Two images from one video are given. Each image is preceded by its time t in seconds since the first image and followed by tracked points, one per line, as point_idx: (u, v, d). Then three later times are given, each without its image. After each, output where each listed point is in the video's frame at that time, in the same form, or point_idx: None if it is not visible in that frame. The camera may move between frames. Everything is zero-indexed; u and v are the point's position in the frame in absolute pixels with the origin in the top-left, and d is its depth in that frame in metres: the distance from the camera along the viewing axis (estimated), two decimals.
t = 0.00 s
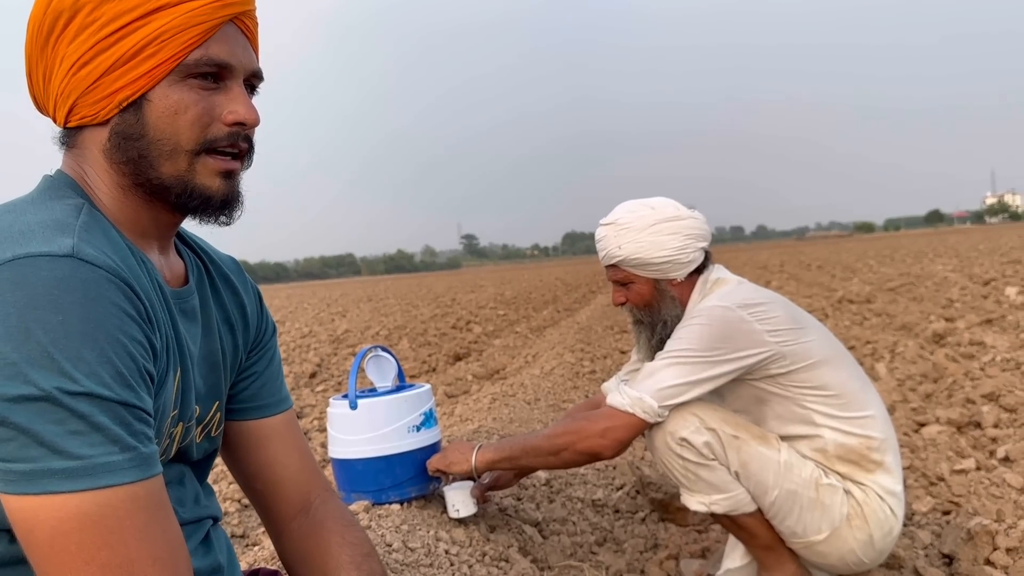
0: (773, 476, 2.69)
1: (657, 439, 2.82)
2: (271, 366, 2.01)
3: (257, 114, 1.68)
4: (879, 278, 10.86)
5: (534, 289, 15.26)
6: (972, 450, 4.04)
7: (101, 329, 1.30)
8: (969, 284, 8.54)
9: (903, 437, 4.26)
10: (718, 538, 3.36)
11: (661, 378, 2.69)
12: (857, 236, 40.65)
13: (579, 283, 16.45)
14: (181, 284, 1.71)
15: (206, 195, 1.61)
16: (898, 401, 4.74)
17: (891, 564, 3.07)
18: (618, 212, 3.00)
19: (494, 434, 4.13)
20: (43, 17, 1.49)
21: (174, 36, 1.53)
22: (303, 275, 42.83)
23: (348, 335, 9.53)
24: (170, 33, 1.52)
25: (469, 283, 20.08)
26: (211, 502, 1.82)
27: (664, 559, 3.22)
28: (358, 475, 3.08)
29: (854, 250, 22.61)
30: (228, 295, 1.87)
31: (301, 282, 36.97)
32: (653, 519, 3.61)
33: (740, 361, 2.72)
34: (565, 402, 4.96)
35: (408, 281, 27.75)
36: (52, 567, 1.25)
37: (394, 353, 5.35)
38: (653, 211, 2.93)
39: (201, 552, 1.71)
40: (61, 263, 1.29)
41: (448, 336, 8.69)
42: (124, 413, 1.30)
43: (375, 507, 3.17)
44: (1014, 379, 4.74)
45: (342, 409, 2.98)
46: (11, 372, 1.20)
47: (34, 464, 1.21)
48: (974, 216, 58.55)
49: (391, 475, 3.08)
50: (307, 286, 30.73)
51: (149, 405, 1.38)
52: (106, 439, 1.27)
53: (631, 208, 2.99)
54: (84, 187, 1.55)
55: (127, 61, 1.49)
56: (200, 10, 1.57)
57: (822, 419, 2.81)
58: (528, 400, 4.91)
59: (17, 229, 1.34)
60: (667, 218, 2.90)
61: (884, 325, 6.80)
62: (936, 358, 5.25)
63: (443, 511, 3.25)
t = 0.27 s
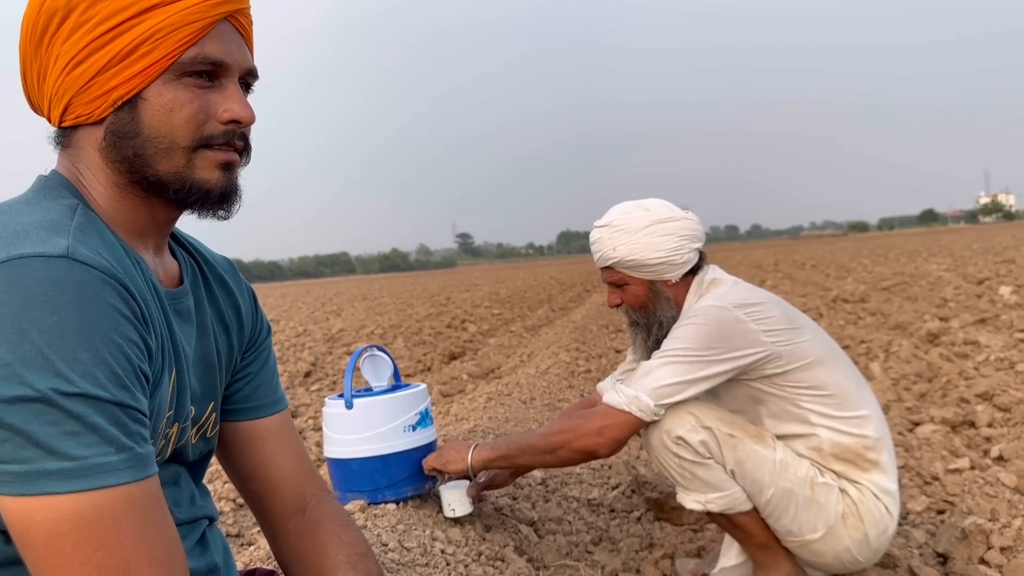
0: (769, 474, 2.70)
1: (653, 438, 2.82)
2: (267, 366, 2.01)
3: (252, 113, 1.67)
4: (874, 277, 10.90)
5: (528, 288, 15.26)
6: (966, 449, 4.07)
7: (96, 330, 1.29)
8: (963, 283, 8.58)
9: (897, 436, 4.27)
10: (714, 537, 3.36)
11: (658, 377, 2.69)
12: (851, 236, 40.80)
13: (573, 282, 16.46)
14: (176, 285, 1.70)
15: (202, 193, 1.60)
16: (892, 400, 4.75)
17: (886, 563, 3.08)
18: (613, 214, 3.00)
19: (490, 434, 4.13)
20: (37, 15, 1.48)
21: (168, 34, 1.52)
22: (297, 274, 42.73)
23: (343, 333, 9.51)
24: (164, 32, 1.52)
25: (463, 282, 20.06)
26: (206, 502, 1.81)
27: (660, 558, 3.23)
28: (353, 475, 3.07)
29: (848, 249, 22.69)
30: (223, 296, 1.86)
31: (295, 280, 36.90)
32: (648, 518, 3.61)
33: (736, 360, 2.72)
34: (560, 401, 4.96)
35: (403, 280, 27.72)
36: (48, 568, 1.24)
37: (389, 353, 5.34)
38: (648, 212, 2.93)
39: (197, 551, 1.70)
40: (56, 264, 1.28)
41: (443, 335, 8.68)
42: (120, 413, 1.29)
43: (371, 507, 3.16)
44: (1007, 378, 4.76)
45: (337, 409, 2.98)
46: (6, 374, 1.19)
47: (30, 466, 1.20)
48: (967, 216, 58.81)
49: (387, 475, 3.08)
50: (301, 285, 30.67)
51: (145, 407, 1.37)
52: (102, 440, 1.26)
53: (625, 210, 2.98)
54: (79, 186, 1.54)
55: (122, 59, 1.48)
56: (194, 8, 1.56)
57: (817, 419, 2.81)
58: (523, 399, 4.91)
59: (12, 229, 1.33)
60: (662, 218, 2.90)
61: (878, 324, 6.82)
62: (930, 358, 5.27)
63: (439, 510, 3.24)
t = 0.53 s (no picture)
0: (765, 473, 2.69)
1: (648, 436, 2.81)
2: (259, 366, 1.99)
3: (248, 110, 1.67)
4: (867, 276, 10.92)
5: (523, 287, 15.25)
6: (960, 448, 4.08)
7: (85, 331, 1.28)
8: (957, 282, 8.60)
9: (891, 434, 4.28)
10: (708, 536, 3.36)
11: (655, 376, 2.68)
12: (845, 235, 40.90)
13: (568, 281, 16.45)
14: (166, 285, 1.68)
15: (198, 192, 1.59)
16: (887, 399, 4.76)
17: (881, 562, 3.08)
18: (608, 213, 2.99)
19: (485, 433, 4.12)
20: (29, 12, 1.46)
21: (165, 32, 1.51)
22: (291, 273, 42.62)
23: (337, 333, 9.48)
24: (161, 29, 1.51)
25: (457, 281, 20.02)
26: (198, 502, 1.80)
27: (655, 557, 3.22)
28: (347, 474, 3.06)
29: (841, 249, 22.73)
30: (214, 296, 1.85)
31: (288, 279, 36.81)
32: (643, 517, 3.61)
33: (733, 359, 2.72)
34: (555, 400, 4.95)
35: (397, 279, 27.67)
36: (37, 570, 1.23)
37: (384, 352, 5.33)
38: (644, 211, 2.92)
39: (188, 552, 1.69)
40: (45, 264, 1.27)
41: (437, 334, 8.66)
42: (109, 415, 1.28)
43: (365, 507, 3.15)
44: (1001, 377, 4.77)
45: (331, 409, 2.96)
46: None
47: (19, 468, 1.19)
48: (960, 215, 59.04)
49: (381, 474, 3.06)
50: (294, 284, 30.59)
51: (136, 408, 1.36)
52: (92, 441, 1.25)
53: (620, 209, 2.98)
54: (73, 186, 1.53)
55: (118, 56, 1.47)
56: (191, 6, 1.55)
57: (813, 417, 2.81)
58: (518, 399, 4.90)
59: None
60: (658, 217, 2.89)
61: (872, 323, 6.83)
62: (924, 357, 5.28)
63: (433, 510, 3.23)
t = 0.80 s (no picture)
0: (759, 471, 2.70)
1: (643, 433, 2.81)
2: (250, 364, 1.99)
3: (245, 108, 1.68)
4: (861, 275, 10.94)
5: (517, 286, 15.24)
6: (952, 446, 4.09)
7: (75, 329, 1.27)
8: (950, 281, 8.63)
9: (884, 432, 4.29)
10: (701, 534, 3.37)
11: (651, 373, 2.68)
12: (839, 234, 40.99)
13: (562, 280, 16.45)
14: (156, 282, 1.68)
15: (198, 188, 1.60)
16: (880, 397, 4.77)
17: (873, 559, 3.09)
18: (607, 208, 2.99)
19: (478, 431, 4.12)
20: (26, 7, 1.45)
21: (166, 29, 1.52)
22: (285, 272, 42.54)
23: (331, 331, 9.46)
24: (163, 27, 1.52)
25: (452, 280, 20.01)
26: (188, 500, 1.80)
27: (647, 555, 3.23)
28: (340, 472, 3.06)
29: (835, 248, 22.77)
30: (205, 293, 1.84)
31: (283, 278, 36.74)
32: (636, 515, 3.61)
33: (729, 356, 2.72)
34: (549, 398, 4.95)
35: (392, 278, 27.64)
36: (26, 569, 1.23)
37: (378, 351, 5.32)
38: (642, 206, 2.92)
39: (178, 549, 1.68)
40: (33, 262, 1.27)
41: (432, 333, 8.65)
42: (99, 413, 1.27)
43: (357, 505, 3.14)
44: (993, 376, 4.79)
45: (324, 407, 2.96)
46: None
47: (7, 467, 1.19)
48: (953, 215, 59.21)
49: (374, 472, 3.06)
50: (289, 283, 30.53)
51: (125, 406, 1.35)
52: (81, 440, 1.24)
53: (619, 204, 2.98)
54: (68, 183, 1.52)
55: (120, 53, 1.47)
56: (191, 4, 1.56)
57: (807, 415, 2.82)
58: (512, 397, 4.90)
59: None
60: (656, 213, 2.89)
61: (866, 321, 6.85)
62: (917, 355, 5.29)
63: (426, 508, 3.23)
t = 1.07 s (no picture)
0: (752, 470, 2.70)
1: (638, 432, 2.82)
2: (239, 364, 1.99)
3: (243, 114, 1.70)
4: (854, 274, 10.97)
5: (512, 285, 15.24)
6: (944, 444, 4.11)
7: (63, 331, 1.27)
8: (942, 280, 8.65)
9: (876, 431, 4.31)
10: (693, 532, 3.38)
11: (646, 371, 2.69)
12: (834, 233, 41.06)
13: (557, 280, 16.45)
14: (143, 283, 1.68)
15: (196, 191, 1.63)
16: (872, 396, 4.79)
17: (864, 557, 3.11)
18: (606, 201, 3.00)
19: (471, 431, 4.13)
20: (29, 4, 1.45)
21: (173, 35, 1.55)
22: (281, 272, 42.49)
23: (325, 331, 9.45)
24: (169, 32, 1.55)
25: (446, 280, 19.99)
26: (175, 499, 1.80)
27: (640, 553, 3.24)
28: (332, 472, 3.06)
29: (829, 247, 22.80)
30: (193, 293, 1.84)
31: (278, 279, 36.69)
32: (628, 514, 3.62)
33: (724, 355, 2.73)
34: (542, 397, 4.95)
35: (387, 278, 27.62)
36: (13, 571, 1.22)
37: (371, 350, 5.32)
38: (641, 201, 2.93)
39: (165, 548, 1.69)
40: (22, 265, 1.27)
41: (426, 333, 8.65)
42: (87, 415, 1.28)
43: (349, 504, 3.14)
44: (985, 374, 4.81)
45: (315, 406, 2.96)
46: None
47: None
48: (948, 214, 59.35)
49: (366, 471, 3.07)
50: (284, 283, 30.48)
51: (114, 408, 1.35)
52: (69, 442, 1.25)
53: (619, 197, 2.98)
54: (62, 183, 1.53)
55: (126, 55, 1.49)
56: (198, 12, 1.60)
57: (800, 415, 2.83)
58: (505, 396, 4.91)
59: None
60: (655, 208, 2.90)
61: (858, 320, 6.87)
62: (909, 354, 5.31)
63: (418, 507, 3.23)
